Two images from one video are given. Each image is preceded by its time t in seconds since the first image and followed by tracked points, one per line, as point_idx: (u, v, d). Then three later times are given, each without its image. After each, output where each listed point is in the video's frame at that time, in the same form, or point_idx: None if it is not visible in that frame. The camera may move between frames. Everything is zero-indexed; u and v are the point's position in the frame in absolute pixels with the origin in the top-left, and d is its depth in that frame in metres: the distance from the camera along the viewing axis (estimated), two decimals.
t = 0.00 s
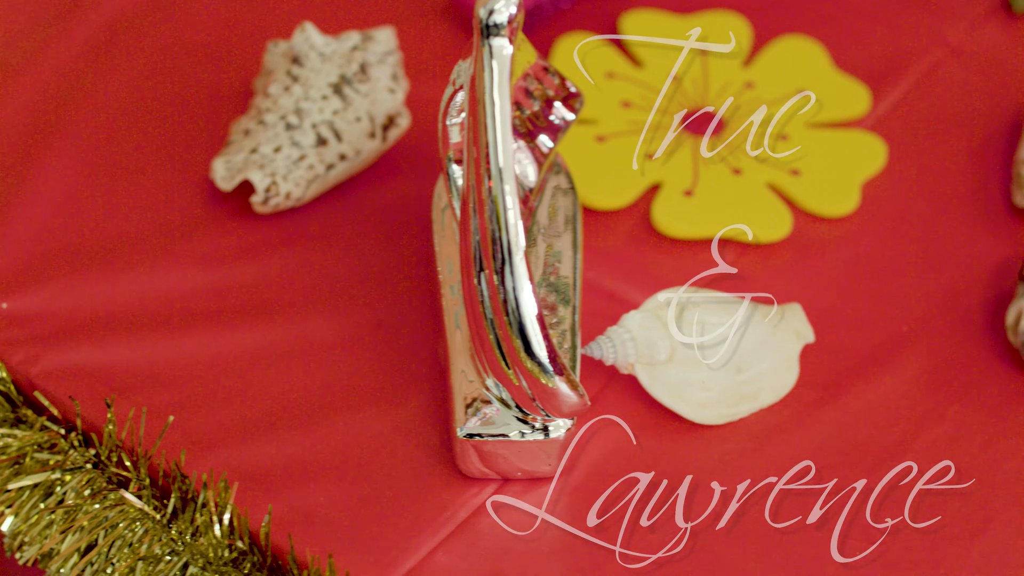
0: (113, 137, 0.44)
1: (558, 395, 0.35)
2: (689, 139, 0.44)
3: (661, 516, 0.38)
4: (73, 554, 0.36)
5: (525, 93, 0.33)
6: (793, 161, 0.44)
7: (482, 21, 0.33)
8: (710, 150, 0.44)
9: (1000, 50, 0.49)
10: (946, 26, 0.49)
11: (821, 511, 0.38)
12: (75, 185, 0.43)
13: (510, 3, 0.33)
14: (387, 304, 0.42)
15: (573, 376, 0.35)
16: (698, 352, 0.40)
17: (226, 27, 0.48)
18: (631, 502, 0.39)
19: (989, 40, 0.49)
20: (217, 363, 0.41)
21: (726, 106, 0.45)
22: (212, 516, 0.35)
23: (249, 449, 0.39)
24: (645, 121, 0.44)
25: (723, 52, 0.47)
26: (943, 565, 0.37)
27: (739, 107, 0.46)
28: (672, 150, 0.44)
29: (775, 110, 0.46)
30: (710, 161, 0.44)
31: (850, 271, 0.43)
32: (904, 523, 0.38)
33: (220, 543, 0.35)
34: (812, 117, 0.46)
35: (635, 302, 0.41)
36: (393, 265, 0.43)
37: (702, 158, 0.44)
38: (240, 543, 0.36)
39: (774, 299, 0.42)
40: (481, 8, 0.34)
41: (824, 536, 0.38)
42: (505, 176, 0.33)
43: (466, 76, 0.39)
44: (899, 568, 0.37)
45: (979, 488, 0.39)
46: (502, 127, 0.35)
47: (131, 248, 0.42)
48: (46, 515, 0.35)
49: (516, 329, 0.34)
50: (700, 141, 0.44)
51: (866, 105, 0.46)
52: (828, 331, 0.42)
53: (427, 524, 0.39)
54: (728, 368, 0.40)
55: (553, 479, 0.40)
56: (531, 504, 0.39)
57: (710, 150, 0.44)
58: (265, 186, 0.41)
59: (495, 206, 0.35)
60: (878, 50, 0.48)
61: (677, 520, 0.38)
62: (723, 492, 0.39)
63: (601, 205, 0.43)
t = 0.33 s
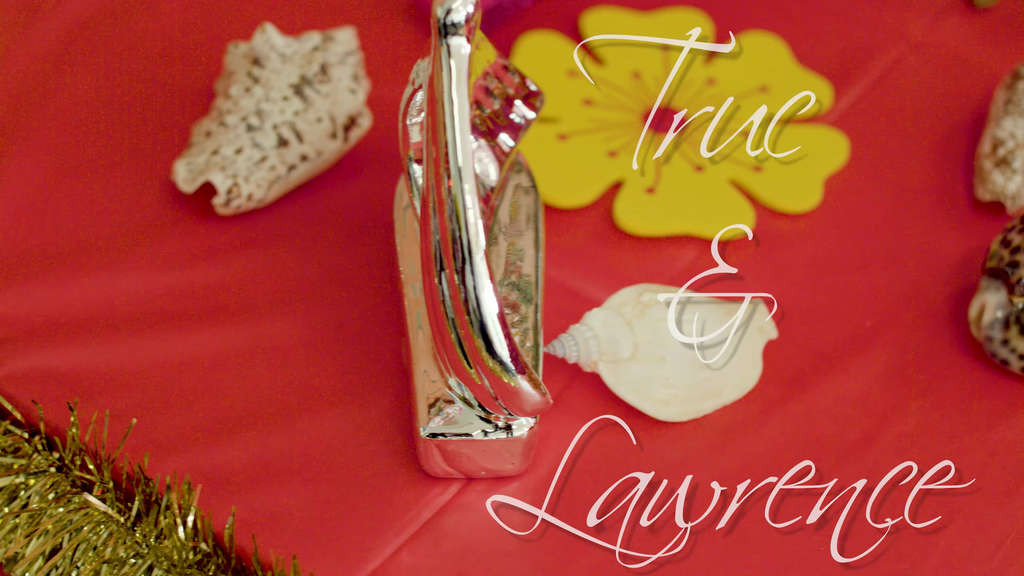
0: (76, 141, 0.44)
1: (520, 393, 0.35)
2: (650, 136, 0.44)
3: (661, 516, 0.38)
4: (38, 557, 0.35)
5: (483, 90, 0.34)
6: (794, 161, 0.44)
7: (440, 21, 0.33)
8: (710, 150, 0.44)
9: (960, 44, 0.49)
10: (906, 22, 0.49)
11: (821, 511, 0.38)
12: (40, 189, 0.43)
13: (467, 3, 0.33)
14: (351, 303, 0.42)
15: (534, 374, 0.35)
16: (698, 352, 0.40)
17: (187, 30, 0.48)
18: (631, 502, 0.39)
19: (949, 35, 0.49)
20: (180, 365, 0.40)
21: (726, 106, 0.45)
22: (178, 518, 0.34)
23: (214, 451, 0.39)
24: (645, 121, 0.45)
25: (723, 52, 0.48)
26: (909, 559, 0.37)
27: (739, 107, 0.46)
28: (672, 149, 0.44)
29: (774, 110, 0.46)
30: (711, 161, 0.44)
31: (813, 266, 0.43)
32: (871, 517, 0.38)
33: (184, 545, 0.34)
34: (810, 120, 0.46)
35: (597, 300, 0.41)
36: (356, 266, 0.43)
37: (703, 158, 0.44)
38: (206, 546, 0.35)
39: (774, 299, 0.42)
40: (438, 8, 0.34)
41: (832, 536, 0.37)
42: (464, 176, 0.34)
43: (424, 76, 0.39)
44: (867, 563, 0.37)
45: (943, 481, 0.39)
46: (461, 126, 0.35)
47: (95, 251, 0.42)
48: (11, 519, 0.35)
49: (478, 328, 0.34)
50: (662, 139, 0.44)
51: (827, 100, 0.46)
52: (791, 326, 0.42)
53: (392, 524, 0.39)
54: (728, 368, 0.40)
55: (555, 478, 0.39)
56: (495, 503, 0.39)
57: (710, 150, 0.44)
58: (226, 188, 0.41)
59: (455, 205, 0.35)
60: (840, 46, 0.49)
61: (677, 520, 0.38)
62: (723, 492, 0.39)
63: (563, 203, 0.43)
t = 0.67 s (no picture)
0: (42, 145, 0.44)
1: (487, 392, 0.35)
2: (616, 134, 0.44)
3: (661, 516, 0.38)
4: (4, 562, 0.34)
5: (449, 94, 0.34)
6: (794, 161, 0.45)
7: (403, 20, 0.33)
8: (710, 150, 0.44)
9: (925, 40, 0.49)
10: (872, 18, 0.50)
11: (821, 511, 0.38)
12: (8, 192, 0.43)
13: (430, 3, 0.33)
14: (319, 304, 0.42)
15: (500, 373, 0.35)
16: (698, 352, 0.40)
17: (153, 33, 0.48)
18: (631, 502, 0.38)
19: (915, 31, 0.49)
20: (147, 367, 0.40)
21: (726, 106, 0.46)
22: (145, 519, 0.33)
23: (181, 453, 0.39)
24: (646, 121, 0.45)
25: (723, 52, 0.48)
26: (879, 554, 0.37)
27: (739, 107, 0.46)
28: (672, 149, 0.44)
29: (774, 110, 0.46)
30: (711, 161, 0.44)
31: (778, 262, 0.43)
32: (864, 516, 0.38)
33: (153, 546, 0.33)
34: (811, 118, 0.46)
35: (563, 298, 0.41)
36: (323, 267, 0.43)
37: (703, 158, 0.44)
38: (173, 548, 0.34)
39: (774, 299, 0.42)
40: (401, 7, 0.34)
41: (824, 535, 0.37)
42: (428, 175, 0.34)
43: (388, 76, 0.39)
44: (859, 562, 0.37)
45: (911, 477, 0.39)
46: (425, 125, 0.35)
47: (63, 254, 0.42)
48: None
49: (443, 328, 0.34)
50: (628, 136, 0.44)
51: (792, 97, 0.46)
52: (758, 323, 0.42)
53: (359, 525, 0.38)
54: (724, 368, 0.41)
55: (554, 479, 0.39)
56: (463, 502, 0.39)
57: (710, 150, 0.44)
58: (192, 190, 0.41)
59: (420, 205, 0.35)
60: (806, 42, 0.49)
61: (677, 520, 0.38)
62: (723, 492, 0.38)
63: (528, 202, 0.43)
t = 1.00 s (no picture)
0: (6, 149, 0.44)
1: (451, 391, 0.35)
2: (580, 132, 0.44)
3: (661, 516, 0.38)
4: None
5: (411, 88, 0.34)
6: (793, 162, 0.45)
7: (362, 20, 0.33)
8: (710, 150, 0.45)
9: (890, 35, 0.49)
10: (836, 15, 0.50)
11: (821, 511, 0.38)
12: None
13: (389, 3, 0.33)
14: (285, 305, 0.42)
15: (464, 372, 0.35)
16: (698, 352, 0.41)
17: (116, 36, 0.48)
18: (630, 502, 0.38)
19: (880, 26, 0.49)
20: (111, 370, 0.40)
21: (725, 106, 0.46)
22: (110, 524, 0.34)
23: (146, 455, 0.39)
24: (645, 120, 0.45)
25: (723, 52, 0.48)
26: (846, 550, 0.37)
27: (739, 107, 0.46)
28: (672, 149, 0.44)
29: (774, 111, 0.47)
30: (712, 161, 0.44)
31: (732, 258, 0.43)
32: (864, 516, 0.38)
33: (118, 550, 0.34)
34: (812, 118, 0.46)
35: (528, 297, 0.41)
36: (289, 268, 0.43)
37: (703, 158, 0.44)
38: (139, 551, 0.35)
39: (774, 299, 0.42)
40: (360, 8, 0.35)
41: (824, 535, 0.37)
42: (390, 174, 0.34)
43: (349, 76, 0.39)
44: (859, 562, 0.37)
45: (877, 471, 0.39)
46: (387, 125, 0.35)
47: (29, 258, 0.42)
48: None
49: (406, 327, 0.34)
50: (592, 134, 0.44)
51: (757, 94, 0.46)
52: (723, 320, 0.42)
53: (325, 526, 0.38)
54: (689, 365, 0.41)
55: (554, 479, 0.39)
56: (429, 502, 0.39)
57: (710, 150, 0.45)
58: (156, 192, 0.41)
59: (382, 204, 0.35)
60: (771, 38, 0.49)
61: (677, 520, 0.38)
62: (723, 492, 0.38)
63: (493, 200, 0.43)
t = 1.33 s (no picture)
0: None
1: (415, 390, 0.35)
2: (544, 130, 0.44)
3: (661, 516, 0.38)
4: None
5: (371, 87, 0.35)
6: (793, 162, 0.45)
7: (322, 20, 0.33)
8: (710, 150, 0.45)
9: (854, 29, 0.49)
10: (800, 10, 0.50)
11: (821, 511, 0.38)
12: None
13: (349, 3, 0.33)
14: (250, 306, 0.42)
15: (428, 372, 0.35)
16: (698, 352, 0.41)
17: (79, 40, 0.48)
18: (631, 502, 0.38)
19: (844, 21, 0.49)
20: (76, 373, 0.40)
21: (726, 106, 0.46)
22: (77, 526, 0.34)
23: (110, 458, 0.39)
24: (646, 120, 0.45)
25: (723, 52, 0.48)
26: (811, 546, 0.37)
27: (739, 108, 0.47)
28: (672, 149, 0.45)
29: (774, 110, 0.47)
30: (712, 161, 0.45)
31: (732, 258, 0.43)
32: (864, 516, 0.38)
33: (85, 553, 0.34)
34: (811, 118, 0.46)
35: (492, 296, 0.41)
36: (253, 269, 0.43)
37: (703, 157, 0.45)
38: (104, 554, 0.35)
39: (775, 299, 0.42)
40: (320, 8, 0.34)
41: (824, 535, 0.37)
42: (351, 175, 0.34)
43: (310, 77, 0.39)
44: (859, 562, 0.37)
45: (842, 468, 0.39)
46: (348, 125, 0.35)
47: None
48: None
49: (369, 327, 0.34)
50: (556, 132, 0.44)
51: (720, 91, 0.46)
52: (688, 316, 0.42)
53: (290, 527, 0.38)
54: (655, 362, 0.41)
55: (553, 479, 0.39)
56: (395, 502, 0.39)
57: (710, 150, 0.45)
58: (119, 194, 0.40)
59: (344, 205, 0.35)
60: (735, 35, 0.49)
61: (677, 520, 0.38)
62: (723, 492, 0.38)
63: (457, 199, 0.43)
